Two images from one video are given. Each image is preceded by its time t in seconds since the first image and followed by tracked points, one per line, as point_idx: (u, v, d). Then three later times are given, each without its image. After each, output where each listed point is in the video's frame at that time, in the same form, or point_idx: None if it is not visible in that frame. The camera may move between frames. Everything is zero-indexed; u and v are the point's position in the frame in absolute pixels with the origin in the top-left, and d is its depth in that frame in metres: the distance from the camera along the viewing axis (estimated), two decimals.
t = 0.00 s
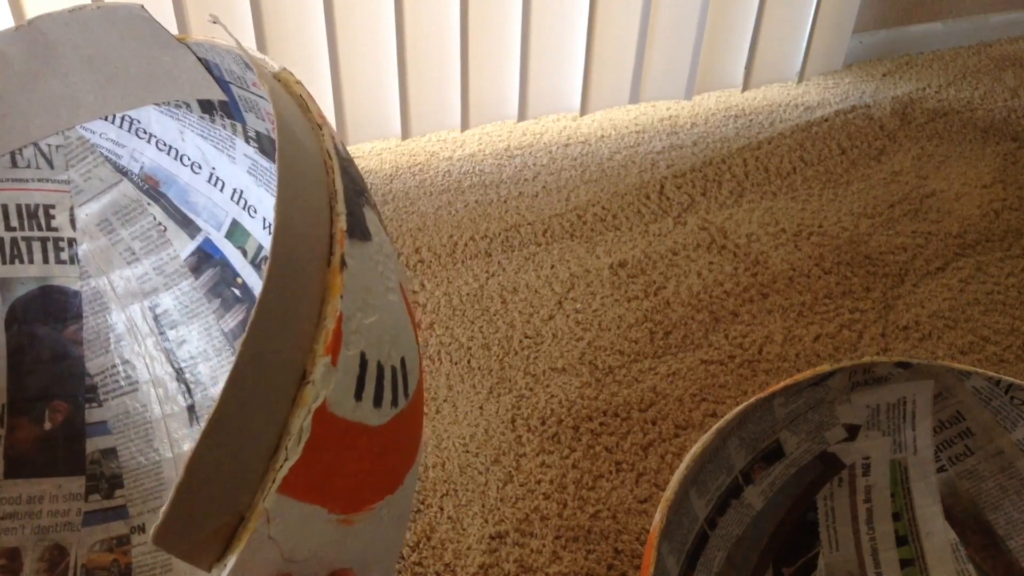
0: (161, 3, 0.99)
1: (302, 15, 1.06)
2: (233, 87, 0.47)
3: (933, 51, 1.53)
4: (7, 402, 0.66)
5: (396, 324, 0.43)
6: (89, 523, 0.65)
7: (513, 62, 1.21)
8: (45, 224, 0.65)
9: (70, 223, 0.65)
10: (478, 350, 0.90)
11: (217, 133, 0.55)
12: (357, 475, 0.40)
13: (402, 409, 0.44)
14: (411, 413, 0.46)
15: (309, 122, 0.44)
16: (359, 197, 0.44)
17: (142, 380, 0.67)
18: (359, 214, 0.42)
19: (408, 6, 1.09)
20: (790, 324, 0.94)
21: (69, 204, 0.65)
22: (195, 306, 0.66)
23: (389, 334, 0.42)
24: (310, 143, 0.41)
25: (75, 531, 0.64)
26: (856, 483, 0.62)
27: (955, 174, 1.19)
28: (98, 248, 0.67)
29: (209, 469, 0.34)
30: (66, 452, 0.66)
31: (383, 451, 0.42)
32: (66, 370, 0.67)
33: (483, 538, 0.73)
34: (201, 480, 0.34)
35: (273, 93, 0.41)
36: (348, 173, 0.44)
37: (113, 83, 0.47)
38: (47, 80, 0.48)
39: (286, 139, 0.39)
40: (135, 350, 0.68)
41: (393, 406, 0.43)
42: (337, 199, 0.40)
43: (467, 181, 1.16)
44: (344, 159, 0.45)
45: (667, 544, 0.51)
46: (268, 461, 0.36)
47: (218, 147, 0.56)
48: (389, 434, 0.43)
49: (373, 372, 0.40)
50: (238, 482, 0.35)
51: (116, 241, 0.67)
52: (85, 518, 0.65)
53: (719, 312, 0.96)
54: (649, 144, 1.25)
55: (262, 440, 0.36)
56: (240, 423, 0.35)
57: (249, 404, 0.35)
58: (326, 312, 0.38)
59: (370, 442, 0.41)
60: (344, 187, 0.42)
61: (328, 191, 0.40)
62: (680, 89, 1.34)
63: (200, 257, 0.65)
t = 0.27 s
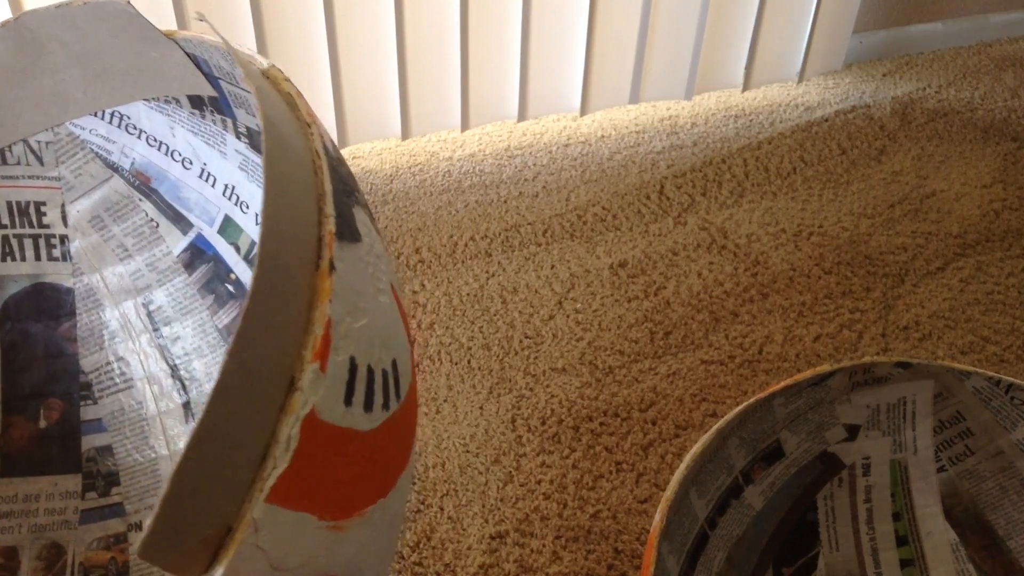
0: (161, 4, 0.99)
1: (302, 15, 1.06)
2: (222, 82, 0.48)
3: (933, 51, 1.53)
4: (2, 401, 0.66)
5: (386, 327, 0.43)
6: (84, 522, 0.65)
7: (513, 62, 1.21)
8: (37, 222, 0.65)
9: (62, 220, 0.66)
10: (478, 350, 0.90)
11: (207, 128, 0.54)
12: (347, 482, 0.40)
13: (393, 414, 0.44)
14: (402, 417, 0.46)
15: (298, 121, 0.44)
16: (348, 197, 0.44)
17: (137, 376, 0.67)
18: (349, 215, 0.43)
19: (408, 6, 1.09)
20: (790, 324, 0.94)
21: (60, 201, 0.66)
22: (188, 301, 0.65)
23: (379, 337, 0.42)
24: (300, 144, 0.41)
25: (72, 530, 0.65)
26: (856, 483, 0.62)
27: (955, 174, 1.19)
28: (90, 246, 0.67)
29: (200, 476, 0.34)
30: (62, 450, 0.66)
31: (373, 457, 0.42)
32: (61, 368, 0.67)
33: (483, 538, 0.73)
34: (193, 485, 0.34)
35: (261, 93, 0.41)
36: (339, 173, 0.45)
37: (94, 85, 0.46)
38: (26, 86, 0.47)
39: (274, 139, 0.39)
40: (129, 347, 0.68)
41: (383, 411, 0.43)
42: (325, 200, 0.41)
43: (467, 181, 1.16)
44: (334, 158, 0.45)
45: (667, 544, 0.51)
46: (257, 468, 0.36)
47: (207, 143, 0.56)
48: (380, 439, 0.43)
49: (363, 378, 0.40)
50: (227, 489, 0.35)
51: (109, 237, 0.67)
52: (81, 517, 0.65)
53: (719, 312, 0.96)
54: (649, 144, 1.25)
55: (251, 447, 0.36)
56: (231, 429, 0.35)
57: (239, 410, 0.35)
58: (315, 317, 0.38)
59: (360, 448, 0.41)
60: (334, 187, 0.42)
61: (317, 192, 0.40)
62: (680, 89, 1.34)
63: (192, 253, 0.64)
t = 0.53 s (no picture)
0: (163, 5, 1.00)
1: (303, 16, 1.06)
2: (215, 84, 0.46)
3: (933, 51, 1.53)
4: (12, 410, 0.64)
5: (359, 309, 0.43)
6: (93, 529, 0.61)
7: (513, 62, 1.21)
8: (47, 230, 0.66)
9: (70, 229, 0.67)
10: (478, 350, 0.90)
11: (207, 131, 0.55)
12: (315, 457, 0.40)
13: (368, 394, 0.44)
14: (379, 400, 0.45)
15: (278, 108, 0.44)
16: (327, 183, 0.44)
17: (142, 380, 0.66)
18: (325, 201, 0.43)
19: (409, 7, 1.09)
20: (790, 324, 0.94)
21: (69, 209, 0.67)
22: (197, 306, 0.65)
23: (351, 318, 0.42)
24: (276, 127, 0.41)
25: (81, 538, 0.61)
26: (856, 483, 0.62)
27: (955, 174, 1.19)
28: (99, 254, 0.68)
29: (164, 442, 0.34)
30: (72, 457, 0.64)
31: (346, 435, 0.42)
32: (70, 377, 0.66)
33: (484, 539, 0.73)
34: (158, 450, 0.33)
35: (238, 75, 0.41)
36: (319, 160, 0.45)
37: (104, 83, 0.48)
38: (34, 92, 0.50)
39: (248, 118, 0.39)
40: (138, 355, 0.67)
41: (354, 389, 0.42)
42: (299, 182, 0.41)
43: (467, 181, 1.16)
44: (314, 145, 0.46)
45: (666, 544, 0.51)
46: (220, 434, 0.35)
47: (207, 145, 0.56)
48: (352, 417, 0.42)
49: (333, 354, 0.40)
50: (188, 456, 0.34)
51: (116, 245, 0.68)
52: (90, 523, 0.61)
53: (719, 312, 0.96)
54: (649, 144, 1.25)
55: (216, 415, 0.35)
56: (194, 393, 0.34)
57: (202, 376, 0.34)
58: (282, 290, 0.38)
59: (330, 424, 0.40)
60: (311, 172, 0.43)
61: (291, 173, 0.41)
62: (680, 89, 1.34)
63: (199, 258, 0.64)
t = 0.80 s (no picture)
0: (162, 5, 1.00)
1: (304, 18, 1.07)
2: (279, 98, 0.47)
3: (933, 51, 1.53)
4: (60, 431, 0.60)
5: (368, 319, 0.34)
6: None
7: (512, 63, 1.21)
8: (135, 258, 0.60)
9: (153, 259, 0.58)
10: (478, 350, 0.90)
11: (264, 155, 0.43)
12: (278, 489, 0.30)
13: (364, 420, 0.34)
14: (381, 429, 0.36)
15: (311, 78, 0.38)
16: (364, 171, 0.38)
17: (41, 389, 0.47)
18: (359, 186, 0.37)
19: (408, 7, 1.10)
20: (790, 324, 0.94)
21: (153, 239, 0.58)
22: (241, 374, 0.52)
23: (357, 331, 0.33)
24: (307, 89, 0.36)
25: None
26: (856, 483, 0.62)
27: (955, 174, 1.19)
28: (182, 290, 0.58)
29: (85, 418, 0.26)
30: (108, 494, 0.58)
31: (325, 465, 0.32)
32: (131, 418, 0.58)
33: (484, 539, 0.73)
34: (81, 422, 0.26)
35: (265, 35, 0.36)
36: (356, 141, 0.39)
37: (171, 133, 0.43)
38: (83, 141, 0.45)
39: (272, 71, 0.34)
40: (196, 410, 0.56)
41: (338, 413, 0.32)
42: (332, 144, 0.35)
43: (467, 181, 1.16)
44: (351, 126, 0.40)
45: (667, 544, 0.50)
46: (151, 426, 0.27)
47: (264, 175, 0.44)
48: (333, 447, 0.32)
49: (308, 369, 0.30)
50: (105, 442, 0.27)
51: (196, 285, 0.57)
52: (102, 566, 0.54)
53: (718, 312, 0.96)
54: (649, 144, 1.25)
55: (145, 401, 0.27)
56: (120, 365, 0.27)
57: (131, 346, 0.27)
58: (260, 289, 0.29)
59: (304, 450, 0.31)
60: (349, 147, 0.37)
61: (323, 133, 0.35)
62: (680, 89, 1.34)
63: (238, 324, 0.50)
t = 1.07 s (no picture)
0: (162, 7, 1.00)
1: (303, 17, 1.07)
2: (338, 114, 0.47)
3: (933, 51, 1.53)
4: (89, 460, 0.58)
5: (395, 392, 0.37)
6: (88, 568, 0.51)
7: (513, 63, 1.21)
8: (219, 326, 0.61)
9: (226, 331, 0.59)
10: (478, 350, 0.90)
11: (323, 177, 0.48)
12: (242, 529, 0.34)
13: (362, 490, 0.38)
14: (386, 499, 0.39)
15: (425, 142, 0.43)
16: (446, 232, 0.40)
17: (85, 354, 0.49)
18: (443, 252, 0.39)
19: (408, 6, 1.10)
20: (790, 324, 0.94)
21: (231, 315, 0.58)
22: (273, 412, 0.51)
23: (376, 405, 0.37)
24: (416, 153, 0.41)
25: None
26: (856, 483, 0.62)
27: (955, 174, 1.19)
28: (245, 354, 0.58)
29: (88, 401, 0.31)
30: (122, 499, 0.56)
31: (299, 521, 0.36)
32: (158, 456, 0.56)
33: (484, 539, 0.73)
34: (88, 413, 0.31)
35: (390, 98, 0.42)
36: (457, 212, 0.42)
37: (279, 173, 0.47)
38: (204, 166, 0.50)
39: (383, 128, 0.39)
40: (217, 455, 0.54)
41: (327, 481, 0.36)
42: (418, 209, 0.38)
43: (467, 181, 1.16)
44: (459, 198, 0.43)
45: (666, 544, 0.50)
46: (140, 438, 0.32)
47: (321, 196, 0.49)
48: (314, 507, 0.36)
49: (300, 435, 0.34)
50: (105, 433, 0.31)
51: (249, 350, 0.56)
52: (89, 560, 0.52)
53: (718, 312, 0.96)
54: (649, 144, 1.25)
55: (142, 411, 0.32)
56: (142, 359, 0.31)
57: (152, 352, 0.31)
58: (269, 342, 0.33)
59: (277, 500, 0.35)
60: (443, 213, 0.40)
61: (410, 199, 0.38)
62: (680, 88, 1.34)
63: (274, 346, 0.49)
